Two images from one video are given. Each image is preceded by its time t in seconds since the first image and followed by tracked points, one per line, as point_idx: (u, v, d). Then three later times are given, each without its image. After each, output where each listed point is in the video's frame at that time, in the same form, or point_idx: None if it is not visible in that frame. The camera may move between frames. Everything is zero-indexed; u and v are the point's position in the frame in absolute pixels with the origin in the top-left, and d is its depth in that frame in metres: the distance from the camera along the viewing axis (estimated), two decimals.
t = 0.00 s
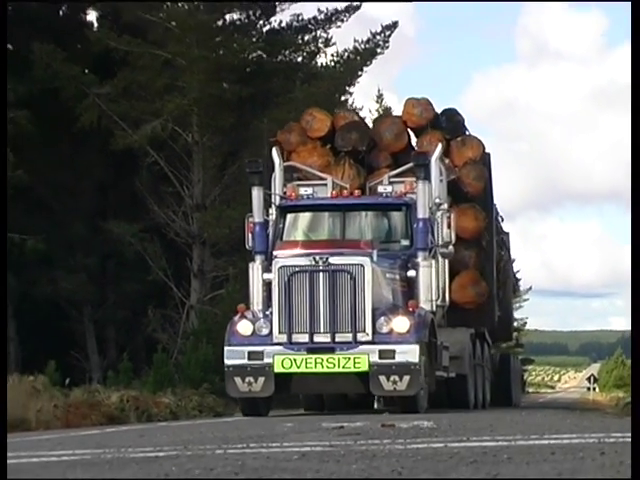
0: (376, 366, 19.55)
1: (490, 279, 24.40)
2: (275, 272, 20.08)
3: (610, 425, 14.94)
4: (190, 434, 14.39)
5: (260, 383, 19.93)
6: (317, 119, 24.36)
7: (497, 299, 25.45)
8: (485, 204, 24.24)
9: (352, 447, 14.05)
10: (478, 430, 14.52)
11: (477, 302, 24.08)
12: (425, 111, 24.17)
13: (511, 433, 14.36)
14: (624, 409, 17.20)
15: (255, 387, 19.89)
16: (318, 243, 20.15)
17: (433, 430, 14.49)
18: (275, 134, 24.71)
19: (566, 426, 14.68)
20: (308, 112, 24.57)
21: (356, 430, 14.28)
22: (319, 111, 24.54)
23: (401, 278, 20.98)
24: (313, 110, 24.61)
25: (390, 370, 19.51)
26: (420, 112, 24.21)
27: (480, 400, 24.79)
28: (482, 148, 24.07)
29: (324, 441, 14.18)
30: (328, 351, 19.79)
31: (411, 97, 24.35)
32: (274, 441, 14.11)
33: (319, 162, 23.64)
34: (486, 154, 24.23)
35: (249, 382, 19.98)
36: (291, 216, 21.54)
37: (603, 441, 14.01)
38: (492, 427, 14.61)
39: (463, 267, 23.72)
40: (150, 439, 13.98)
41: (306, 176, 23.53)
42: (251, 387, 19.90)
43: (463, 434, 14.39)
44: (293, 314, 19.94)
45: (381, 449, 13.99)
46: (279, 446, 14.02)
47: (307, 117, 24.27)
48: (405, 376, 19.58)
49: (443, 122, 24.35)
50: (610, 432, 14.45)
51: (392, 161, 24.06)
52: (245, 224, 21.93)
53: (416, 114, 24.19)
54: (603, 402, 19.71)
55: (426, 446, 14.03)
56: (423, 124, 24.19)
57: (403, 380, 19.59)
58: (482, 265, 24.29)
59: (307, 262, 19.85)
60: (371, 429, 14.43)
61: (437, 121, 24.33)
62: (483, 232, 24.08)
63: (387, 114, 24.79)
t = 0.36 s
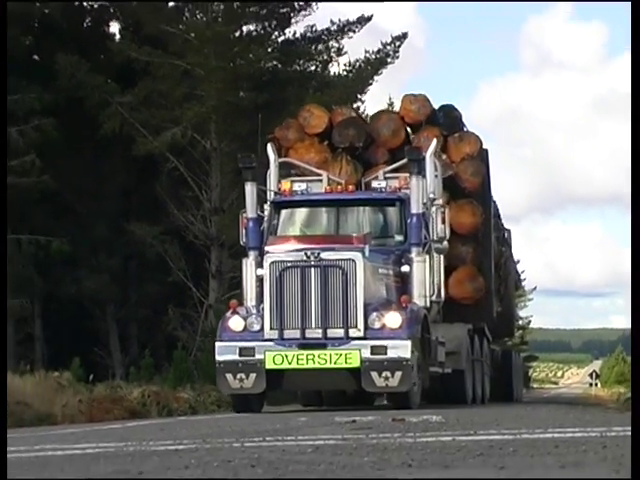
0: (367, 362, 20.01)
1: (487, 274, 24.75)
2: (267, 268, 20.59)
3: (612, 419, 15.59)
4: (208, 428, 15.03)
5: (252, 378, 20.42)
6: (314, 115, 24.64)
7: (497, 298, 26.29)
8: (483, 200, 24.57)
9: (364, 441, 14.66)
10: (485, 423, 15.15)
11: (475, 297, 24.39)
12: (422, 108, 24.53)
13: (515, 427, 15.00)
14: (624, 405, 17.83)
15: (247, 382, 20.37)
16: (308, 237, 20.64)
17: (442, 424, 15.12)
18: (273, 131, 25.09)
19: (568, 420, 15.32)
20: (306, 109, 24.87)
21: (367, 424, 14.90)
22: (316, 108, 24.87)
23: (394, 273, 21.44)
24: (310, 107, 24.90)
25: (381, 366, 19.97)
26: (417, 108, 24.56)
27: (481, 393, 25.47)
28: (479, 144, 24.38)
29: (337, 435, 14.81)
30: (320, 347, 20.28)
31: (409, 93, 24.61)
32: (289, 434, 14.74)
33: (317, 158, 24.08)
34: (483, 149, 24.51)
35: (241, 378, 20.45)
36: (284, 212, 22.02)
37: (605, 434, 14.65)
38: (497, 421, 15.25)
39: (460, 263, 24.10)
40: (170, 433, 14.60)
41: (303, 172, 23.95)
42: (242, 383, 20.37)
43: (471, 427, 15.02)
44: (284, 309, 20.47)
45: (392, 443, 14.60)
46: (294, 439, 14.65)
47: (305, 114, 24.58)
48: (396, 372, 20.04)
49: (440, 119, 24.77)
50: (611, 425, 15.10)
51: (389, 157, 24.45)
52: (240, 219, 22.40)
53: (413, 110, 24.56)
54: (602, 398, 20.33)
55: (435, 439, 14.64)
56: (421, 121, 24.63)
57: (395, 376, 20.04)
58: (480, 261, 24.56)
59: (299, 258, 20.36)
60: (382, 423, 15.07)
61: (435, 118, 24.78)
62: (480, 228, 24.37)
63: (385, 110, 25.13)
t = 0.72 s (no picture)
0: (360, 357, 19.95)
1: (485, 270, 25.09)
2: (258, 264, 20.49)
3: (616, 414, 16.22)
4: (229, 423, 15.71)
5: (245, 375, 20.32)
6: (314, 112, 25.37)
7: (497, 293, 26.65)
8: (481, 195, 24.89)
9: (377, 434, 15.28)
10: (494, 418, 15.82)
11: (474, 292, 24.57)
12: (421, 104, 24.99)
13: (524, 421, 15.65)
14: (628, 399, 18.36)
15: (240, 378, 20.26)
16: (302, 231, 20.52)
17: (453, 417, 15.80)
18: (273, 127, 25.86)
19: (574, 415, 15.94)
20: (305, 105, 25.65)
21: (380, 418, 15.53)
22: (316, 104, 25.61)
23: (388, 268, 21.42)
24: (310, 103, 25.65)
25: (375, 361, 19.91)
26: (416, 103, 25.02)
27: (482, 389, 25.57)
28: (479, 139, 24.78)
29: (352, 428, 15.49)
30: (312, 343, 20.20)
31: (409, 89, 25.11)
32: (307, 428, 15.42)
33: (316, 155, 24.78)
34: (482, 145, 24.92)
35: (234, 374, 20.34)
36: (281, 207, 22.37)
37: (609, 428, 15.28)
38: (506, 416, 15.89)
39: (457, 259, 24.29)
40: (192, 427, 15.25)
41: (301, 169, 24.44)
42: (235, 379, 20.26)
43: (482, 421, 15.67)
44: (277, 305, 20.39)
45: (404, 436, 15.22)
46: (310, 432, 15.29)
47: (304, 110, 25.32)
48: (390, 368, 19.98)
49: (440, 115, 25.18)
50: (615, 420, 15.73)
51: (389, 153, 24.79)
52: (235, 215, 22.70)
53: (412, 106, 24.99)
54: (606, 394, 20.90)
55: (446, 433, 15.26)
56: (420, 116, 25.07)
57: (388, 372, 19.98)
58: (479, 257, 24.84)
59: (292, 253, 20.25)
60: (394, 418, 15.75)
61: (434, 113, 25.17)
62: (478, 224, 24.63)
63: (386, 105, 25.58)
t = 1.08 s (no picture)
0: (353, 357, 20.25)
1: (486, 270, 25.40)
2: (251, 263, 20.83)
3: (621, 412, 16.86)
4: (248, 423, 16.38)
5: (237, 374, 20.63)
6: (314, 112, 25.77)
7: (497, 290, 26.71)
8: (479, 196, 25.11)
9: (392, 432, 15.90)
10: (503, 417, 16.46)
11: (473, 291, 24.67)
12: (420, 103, 25.38)
13: (531, 420, 16.28)
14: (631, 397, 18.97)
15: (232, 378, 20.58)
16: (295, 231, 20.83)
17: (464, 416, 16.45)
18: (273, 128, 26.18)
19: (579, 414, 16.57)
20: (305, 106, 26.02)
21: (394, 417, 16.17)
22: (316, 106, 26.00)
23: (382, 267, 21.70)
24: (310, 104, 26.03)
25: (368, 361, 20.20)
26: (415, 103, 25.36)
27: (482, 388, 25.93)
28: (478, 139, 25.01)
29: (368, 426, 16.13)
30: (305, 343, 20.50)
31: (408, 91, 25.61)
32: (324, 426, 16.07)
33: (316, 155, 24.93)
34: (481, 145, 25.13)
35: (226, 374, 20.67)
36: (278, 207, 22.72)
37: (614, 426, 15.92)
38: (515, 415, 16.53)
39: (458, 258, 24.44)
40: (214, 425, 15.90)
41: (300, 169, 24.78)
42: (228, 378, 20.60)
43: (492, 420, 16.31)
44: (270, 303, 20.70)
45: (418, 434, 15.84)
46: (327, 430, 15.94)
47: (304, 111, 25.72)
48: (383, 367, 20.27)
49: (439, 114, 25.46)
50: (620, 418, 16.37)
51: (388, 153, 25.01)
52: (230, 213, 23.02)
53: (411, 105, 25.31)
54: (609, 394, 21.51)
55: (458, 431, 15.89)
56: (420, 116, 25.40)
57: (381, 371, 20.27)
58: (478, 257, 25.00)
59: (284, 252, 20.60)
60: (407, 417, 16.39)
61: (434, 113, 25.49)
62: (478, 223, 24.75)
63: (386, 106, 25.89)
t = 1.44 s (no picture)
0: (343, 360, 20.10)
1: (486, 273, 25.62)
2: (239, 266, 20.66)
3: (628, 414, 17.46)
4: (266, 423, 16.99)
5: (227, 378, 20.55)
6: (312, 115, 25.80)
7: (497, 293, 27.04)
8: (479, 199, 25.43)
9: (406, 433, 16.54)
10: (511, 418, 17.09)
11: (472, 293, 25.07)
12: (418, 106, 25.77)
13: (539, 422, 16.88)
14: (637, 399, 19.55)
15: (221, 382, 20.51)
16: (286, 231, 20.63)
17: (475, 418, 17.07)
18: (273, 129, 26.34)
19: (586, 416, 17.16)
20: (303, 108, 26.03)
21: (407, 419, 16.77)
22: (315, 108, 26.00)
23: (375, 269, 21.75)
24: (308, 106, 26.05)
25: (358, 364, 20.04)
26: (414, 106, 25.78)
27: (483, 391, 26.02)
28: (476, 142, 25.30)
29: (381, 426, 16.76)
30: (295, 346, 20.34)
31: (407, 94, 25.97)
32: (340, 426, 16.71)
33: (314, 158, 25.29)
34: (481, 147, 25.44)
35: (216, 378, 20.60)
36: (271, 208, 22.80)
37: (620, 427, 16.52)
38: (524, 417, 17.14)
39: (457, 261, 24.82)
40: (235, 425, 16.55)
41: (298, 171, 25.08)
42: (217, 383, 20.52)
43: (501, 422, 16.91)
44: (259, 305, 20.55)
45: (431, 435, 16.46)
46: (341, 432, 16.51)
47: (303, 113, 25.75)
48: (374, 370, 20.11)
49: (438, 118, 26.05)
50: (626, 420, 16.97)
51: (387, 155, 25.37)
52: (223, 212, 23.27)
53: (410, 108, 25.74)
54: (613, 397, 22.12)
55: (468, 432, 16.50)
56: (419, 119, 25.88)
57: (372, 375, 20.11)
58: (478, 259, 25.33)
59: (273, 254, 20.43)
60: (419, 418, 17.02)
61: (433, 117, 26.05)
62: (477, 226, 25.11)
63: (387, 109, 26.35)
